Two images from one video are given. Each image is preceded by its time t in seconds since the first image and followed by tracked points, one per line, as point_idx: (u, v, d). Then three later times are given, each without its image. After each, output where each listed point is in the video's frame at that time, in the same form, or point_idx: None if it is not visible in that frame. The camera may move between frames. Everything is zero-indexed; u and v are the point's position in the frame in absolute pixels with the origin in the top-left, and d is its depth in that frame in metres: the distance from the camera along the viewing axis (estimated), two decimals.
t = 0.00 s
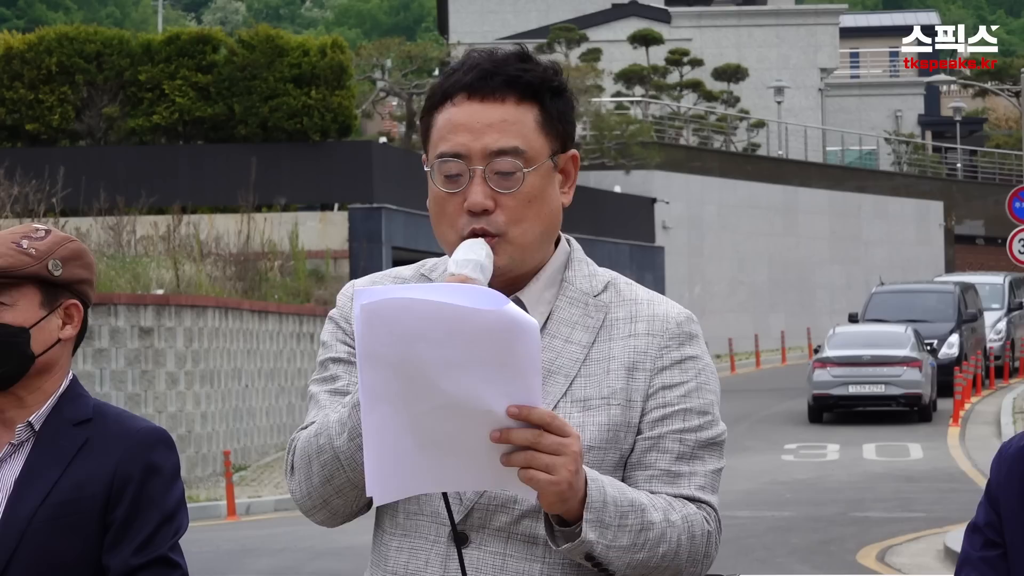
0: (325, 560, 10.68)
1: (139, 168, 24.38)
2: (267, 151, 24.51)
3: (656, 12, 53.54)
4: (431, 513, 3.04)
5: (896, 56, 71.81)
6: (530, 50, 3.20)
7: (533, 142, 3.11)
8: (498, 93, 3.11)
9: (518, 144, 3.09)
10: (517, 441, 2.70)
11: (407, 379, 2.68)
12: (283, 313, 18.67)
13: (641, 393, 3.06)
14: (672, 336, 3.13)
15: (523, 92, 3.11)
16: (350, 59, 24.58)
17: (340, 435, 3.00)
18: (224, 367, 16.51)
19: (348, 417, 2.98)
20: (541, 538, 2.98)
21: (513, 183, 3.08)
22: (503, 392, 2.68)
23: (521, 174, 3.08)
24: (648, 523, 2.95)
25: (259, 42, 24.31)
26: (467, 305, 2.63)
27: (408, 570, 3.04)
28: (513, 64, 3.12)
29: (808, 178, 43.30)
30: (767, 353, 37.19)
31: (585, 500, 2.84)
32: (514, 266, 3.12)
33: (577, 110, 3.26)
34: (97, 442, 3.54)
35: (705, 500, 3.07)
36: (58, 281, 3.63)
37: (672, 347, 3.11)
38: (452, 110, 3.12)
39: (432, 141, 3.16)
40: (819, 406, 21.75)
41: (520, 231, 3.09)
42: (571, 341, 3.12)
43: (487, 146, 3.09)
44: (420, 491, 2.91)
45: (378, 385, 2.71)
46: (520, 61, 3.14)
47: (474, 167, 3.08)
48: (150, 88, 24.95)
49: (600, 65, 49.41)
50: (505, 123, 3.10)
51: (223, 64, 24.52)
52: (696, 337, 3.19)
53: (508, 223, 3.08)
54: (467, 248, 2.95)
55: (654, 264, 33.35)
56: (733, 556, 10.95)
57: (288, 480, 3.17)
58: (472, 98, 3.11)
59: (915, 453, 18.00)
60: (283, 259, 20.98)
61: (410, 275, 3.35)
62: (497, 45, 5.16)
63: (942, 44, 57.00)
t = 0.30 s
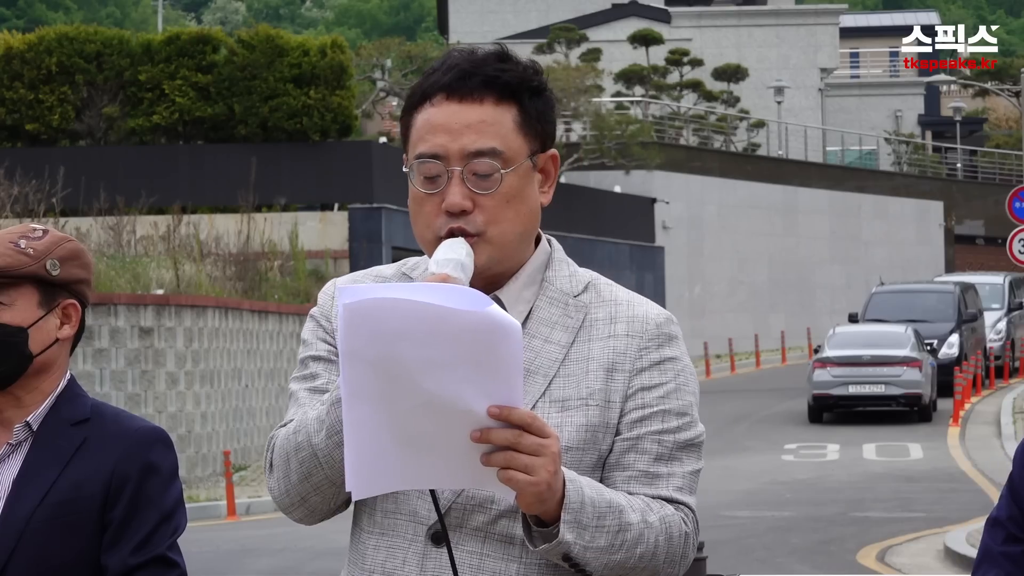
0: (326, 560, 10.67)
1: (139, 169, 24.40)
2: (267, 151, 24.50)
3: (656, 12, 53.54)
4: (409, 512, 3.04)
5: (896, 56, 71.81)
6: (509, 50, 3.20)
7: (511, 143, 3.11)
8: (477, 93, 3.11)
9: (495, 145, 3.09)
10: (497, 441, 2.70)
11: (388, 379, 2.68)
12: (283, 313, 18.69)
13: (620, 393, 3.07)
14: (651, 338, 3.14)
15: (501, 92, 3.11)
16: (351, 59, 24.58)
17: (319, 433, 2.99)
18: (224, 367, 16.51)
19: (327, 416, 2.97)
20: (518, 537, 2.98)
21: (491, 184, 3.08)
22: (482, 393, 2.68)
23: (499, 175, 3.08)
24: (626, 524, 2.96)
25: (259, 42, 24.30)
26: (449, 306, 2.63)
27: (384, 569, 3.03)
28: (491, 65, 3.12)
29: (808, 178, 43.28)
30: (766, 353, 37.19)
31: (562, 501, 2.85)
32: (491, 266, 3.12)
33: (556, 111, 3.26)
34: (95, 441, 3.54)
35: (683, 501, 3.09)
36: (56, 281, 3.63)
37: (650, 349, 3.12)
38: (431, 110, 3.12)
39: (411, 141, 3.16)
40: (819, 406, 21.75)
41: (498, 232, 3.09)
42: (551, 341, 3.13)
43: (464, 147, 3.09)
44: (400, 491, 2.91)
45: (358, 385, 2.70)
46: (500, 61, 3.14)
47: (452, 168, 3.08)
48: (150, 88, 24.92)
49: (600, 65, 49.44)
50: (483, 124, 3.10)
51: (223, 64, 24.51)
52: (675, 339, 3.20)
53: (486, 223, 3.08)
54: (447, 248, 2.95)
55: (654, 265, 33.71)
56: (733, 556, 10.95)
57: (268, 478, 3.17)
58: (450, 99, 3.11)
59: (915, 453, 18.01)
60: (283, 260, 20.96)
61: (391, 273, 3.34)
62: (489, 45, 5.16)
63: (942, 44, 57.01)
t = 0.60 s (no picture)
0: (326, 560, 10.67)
1: (139, 169, 24.40)
2: (266, 151, 24.48)
3: (656, 12, 53.52)
4: (388, 512, 3.04)
5: (896, 56, 71.80)
6: (488, 50, 3.20)
7: (489, 143, 3.11)
8: (455, 94, 3.11)
9: (473, 146, 3.09)
10: (477, 441, 2.70)
11: (367, 380, 2.67)
12: (283, 313, 18.71)
13: (599, 394, 3.07)
14: (629, 338, 3.15)
15: (479, 92, 3.11)
16: (351, 59, 24.66)
17: (298, 432, 2.99)
18: (224, 367, 16.49)
19: (306, 415, 2.97)
20: (497, 537, 2.99)
21: (470, 184, 3.08)
22: (461, 393, 2.68)
23: (477, 175, 3.08)
24: (604, 524, 2.95)
25: (258, 42, 24.37)
26: (428, 307, 2.63)
27: (364, 568, 3.03)
28: (469, 66, 3.12)
29: (808, 178, 43.27)
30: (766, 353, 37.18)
31: (541, 501, 2.85)
32: (469, 266, 3.12)
33: (536, 110, 3.26)
34: (93, 441, 3.54)
35: (661, 501, 3.08)
36: (55, 281, 3.64)
37: (629, 349, 3.13)
38: (410, 110, 3.12)
39: (390, 141, 3.15)
40: (819, 406, 21.73)
41: (477, 231, 3.09)
42: (529, 341, 3.13)
43: (442, 147, 3.08)
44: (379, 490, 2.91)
45: (338, 386, 2.70)
46: (479, 61, 3.14)
47: (430, 167, 3.08)
48: (150, 88, 24.94)
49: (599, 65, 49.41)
50: (461, 124, 3.10)
51: (223, 64, 24.58)
52: (654, 339, 3.21)
53: (465, 224, 3.08)
54: (425, 246, 2.95)
55: (654, 264, 33.42)
56: (733, 556, 10.95)
57: (248, 478, 3.17)
58: (429, 99, 3.11)
59: (915, 454, 18.01)
60: (283, 260, 20.96)
61: (370, 273, 3.33)
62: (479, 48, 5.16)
63: (942, 44, 56.99)
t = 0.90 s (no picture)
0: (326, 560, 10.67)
1: (139, 169, 24.37)
2: (266, 151, 24.46)
3: (655, 12, 53.52)
4: (382, 512, 3.04)
5: (896, 56, 71.80)
6: (474, 50, 3.21)
7: (476, 142, 3.11)
8: (442, 93, 3.11)
9: (461, 145, 3.09)
10: (471, 437, 2.70)
11: (360, 377, 2.67)
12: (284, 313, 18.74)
13: (590, 391, 3.07)
14: (620, 335, 3.15)
15: (466, 92, 3.12)
16: (350, 59, 24.87)
17: (290, 434, 2.99)
18: (224, 367, 16.49)
19: (297, 416, 2.97)
20: (491, 535, 2.99)
21: (457, 182, 3.08)
22: (454, 389, 2.68)
23: (465, 173, 3.08)
24: (598, 520, 2.94)
25: (259, 42, 24.51)
26: (419, 303, 2.63)
27: (358, 569, 3.03)
28: (456, 65, 3.13)
29: (808, 178, 43.26)
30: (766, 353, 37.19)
31: (535, 497, 2.84)
32: (458, 264, 3.12)
33: (524, 110, 3.27)
34: (92, 440, 3.54)
35: (654, 498, 3.08)
36: (55, 280, 3.64)
37: (620, 347, 3.13)
38: (397, 111, 3.13)
39: (378, 142, 3.16)
40: (819, 406, 21.73)
41: (466, 230, 3.10)
42: (521, 340, 3.13)
43: (429, 147, 3.08)
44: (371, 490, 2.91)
45: (333, 384, 2.69)
46: (464, 62, 3.15)
47: (418, 166, 3.08)
48: (150, 88, 24.96)
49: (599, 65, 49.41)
50: (448, 123, 3.10)
51: (223, 64, 24.70)
52: (645, 338, 3.21)
53: (454, 221, 3.08)
54: (412, 246, 2.95)
55: (654, 264, 33.39)
56: (733, 556, 10.95)
57: (240, 480, 3.17)
58: (415, 99, 3.11)
59: (915, 454, 18.00)
60: (283, 260, 20.98)
61: (360, 275, 3.34)
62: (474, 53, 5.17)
63: (943, 45, 57.00)
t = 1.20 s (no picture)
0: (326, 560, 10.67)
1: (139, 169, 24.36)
2: (266, 151, 24.47)
3: (655, 12, 53.52)
4: (387, 512, 3.04)
5: (896, 56, 71.83)
6: (474, 50, 3.22)
7: (476, 141, 3.11)
8: (442, 93, 3.12)
9: (462, 144, 3.09)
10: (474, 437, 2.70)
11: (363, 376, 2.67)
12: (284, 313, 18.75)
13: (595, 391, 3.07)
14: (624, 336, 3.16)
15: (465, 91, 3.13)
16: (351, 58, 24.99)
17: (294, 434, 2.99)
18: (224, 367, 16.49)
19: (302, 416, 2.97)
20: (496, 536, 2.99)
21: (458, 183, 3.08)
22: (458, 388, 2.68)
23: (466, 173, 3.08)
24: (602, 520, 2.93)
25: (259, 42, 24.68)
26: (422, 299, 2.63)
27: (364, 569, 3.03)
28: (456, 65, 3.14)
29: (808, 178, 43.24)
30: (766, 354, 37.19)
31: (539, 496, 2.84)
32: (461, 265, 3.12)
33: (524, 111, 3.28)
34: (92, 439, 3.54)
35: (659, 498, 3.07)
36: (56, 280, 3.64)
37: (625, 347, 3.13)
38: (397, 111, 3.13)
39: (379, 143, 3.17)
40: (819, 406, 21.73)
41: (466, 230, 3.09)
42: (525, 340, 3.13)
43: (431, 146, 3.09)
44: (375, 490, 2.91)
45: (336, 383, 2.69)
46: (465, 60, 3.16)
47: (419, 167, 3.08)
48: (150, 88, 24.99)
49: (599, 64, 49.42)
50: (448, 123, 3.11)
51: (223, 64, 24.86)
52: (649, 338, 3.21)
53: (454, 223, 3.09)
54: (415, 247, 2.95)
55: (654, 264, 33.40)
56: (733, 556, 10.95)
57: (244, 481, 3.17)
58: (415, 99, 3.12)
59: (915, 454, 18.00)
60: (283, 260, 21.01)
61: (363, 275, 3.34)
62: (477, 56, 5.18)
63: (943, 44, 57.01)
